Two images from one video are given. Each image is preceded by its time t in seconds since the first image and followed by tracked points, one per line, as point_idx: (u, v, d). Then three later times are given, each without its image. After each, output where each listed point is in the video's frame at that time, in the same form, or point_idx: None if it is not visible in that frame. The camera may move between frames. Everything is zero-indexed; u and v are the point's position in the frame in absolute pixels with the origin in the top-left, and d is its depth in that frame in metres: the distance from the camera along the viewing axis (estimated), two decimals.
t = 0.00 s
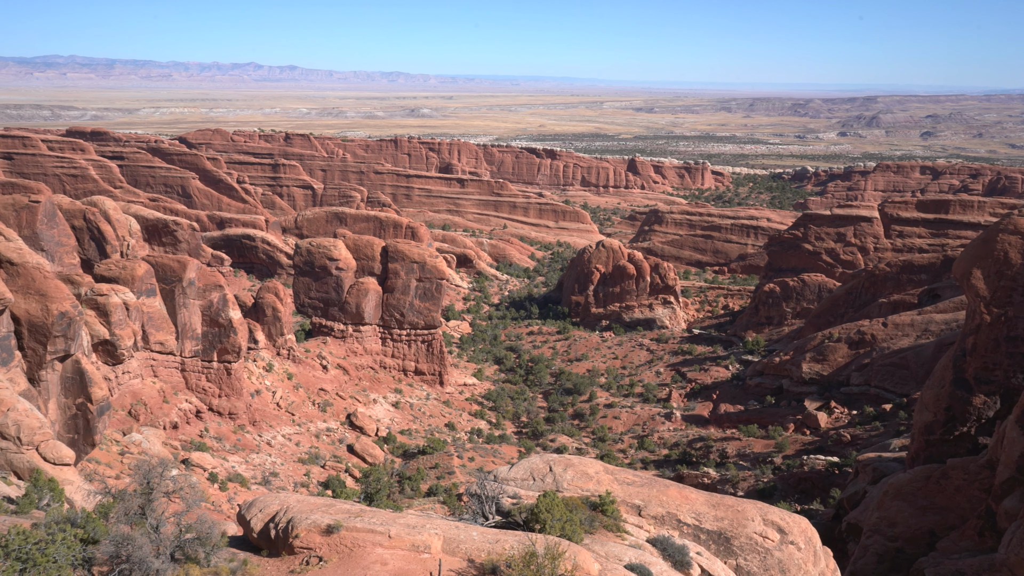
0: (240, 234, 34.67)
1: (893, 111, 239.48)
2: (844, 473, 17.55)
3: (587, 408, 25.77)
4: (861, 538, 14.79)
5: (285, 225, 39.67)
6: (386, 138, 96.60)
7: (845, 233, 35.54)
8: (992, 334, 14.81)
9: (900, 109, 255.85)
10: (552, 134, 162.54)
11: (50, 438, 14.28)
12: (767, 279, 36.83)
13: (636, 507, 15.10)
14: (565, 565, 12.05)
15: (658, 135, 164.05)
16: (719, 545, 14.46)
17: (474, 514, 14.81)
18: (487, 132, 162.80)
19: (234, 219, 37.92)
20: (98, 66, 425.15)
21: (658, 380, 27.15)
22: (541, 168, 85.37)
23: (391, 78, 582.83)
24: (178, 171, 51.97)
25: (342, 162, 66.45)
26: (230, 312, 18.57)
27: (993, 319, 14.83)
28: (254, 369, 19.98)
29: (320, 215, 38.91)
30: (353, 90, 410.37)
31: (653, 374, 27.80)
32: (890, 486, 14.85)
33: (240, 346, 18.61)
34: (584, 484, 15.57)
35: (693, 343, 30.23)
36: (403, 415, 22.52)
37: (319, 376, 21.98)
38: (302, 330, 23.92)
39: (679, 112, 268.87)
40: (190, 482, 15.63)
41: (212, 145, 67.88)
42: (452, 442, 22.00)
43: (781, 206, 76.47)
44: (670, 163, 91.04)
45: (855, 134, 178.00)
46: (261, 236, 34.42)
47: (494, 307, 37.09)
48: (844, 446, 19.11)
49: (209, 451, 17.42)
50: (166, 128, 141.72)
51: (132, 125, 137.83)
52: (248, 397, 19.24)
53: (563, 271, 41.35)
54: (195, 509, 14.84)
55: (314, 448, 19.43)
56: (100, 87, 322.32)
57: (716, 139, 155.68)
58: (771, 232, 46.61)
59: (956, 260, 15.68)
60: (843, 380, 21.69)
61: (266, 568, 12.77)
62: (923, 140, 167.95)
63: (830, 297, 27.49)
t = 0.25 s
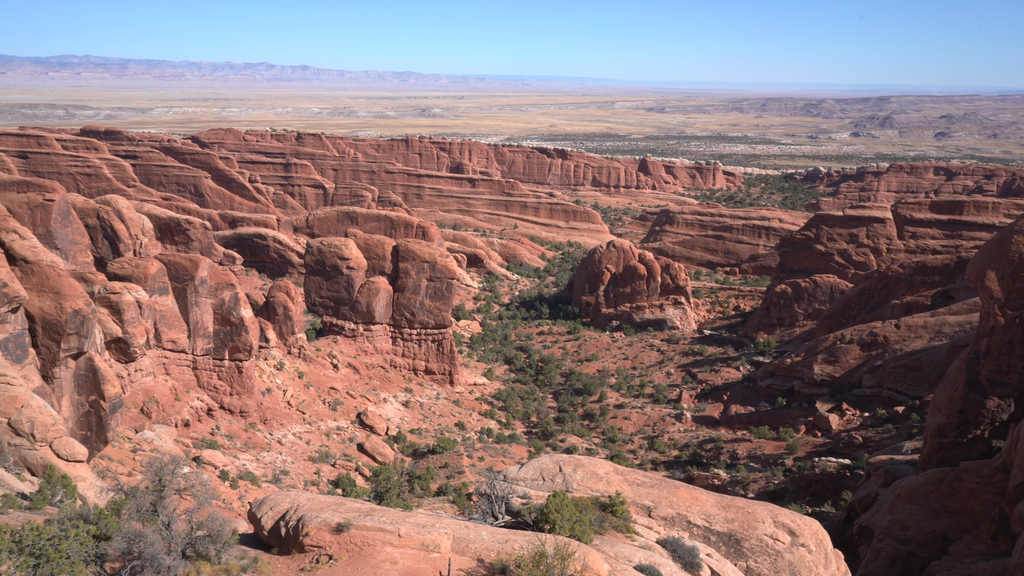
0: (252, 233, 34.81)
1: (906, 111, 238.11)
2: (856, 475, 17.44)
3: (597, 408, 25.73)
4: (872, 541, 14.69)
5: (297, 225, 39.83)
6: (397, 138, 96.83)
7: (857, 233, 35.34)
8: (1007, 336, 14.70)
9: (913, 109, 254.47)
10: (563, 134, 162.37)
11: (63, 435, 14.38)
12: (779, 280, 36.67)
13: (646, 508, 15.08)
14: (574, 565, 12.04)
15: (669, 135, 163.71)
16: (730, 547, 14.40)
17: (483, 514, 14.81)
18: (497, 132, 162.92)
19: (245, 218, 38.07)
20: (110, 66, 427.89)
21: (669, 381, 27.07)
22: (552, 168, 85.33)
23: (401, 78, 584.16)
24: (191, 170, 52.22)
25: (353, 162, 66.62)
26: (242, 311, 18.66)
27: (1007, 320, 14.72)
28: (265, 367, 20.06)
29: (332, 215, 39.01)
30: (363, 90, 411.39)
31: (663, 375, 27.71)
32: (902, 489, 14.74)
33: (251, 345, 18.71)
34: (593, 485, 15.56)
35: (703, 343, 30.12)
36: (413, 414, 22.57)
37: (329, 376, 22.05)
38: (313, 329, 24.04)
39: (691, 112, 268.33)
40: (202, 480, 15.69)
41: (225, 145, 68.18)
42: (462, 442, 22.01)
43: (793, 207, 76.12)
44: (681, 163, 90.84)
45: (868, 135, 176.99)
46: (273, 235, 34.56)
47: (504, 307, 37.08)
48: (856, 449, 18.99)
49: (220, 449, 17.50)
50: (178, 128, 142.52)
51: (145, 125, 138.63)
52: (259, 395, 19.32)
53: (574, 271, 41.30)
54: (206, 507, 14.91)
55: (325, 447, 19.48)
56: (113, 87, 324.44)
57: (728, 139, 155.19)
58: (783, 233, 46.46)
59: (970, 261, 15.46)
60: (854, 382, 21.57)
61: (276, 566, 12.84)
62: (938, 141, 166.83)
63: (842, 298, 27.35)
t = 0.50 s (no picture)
0: (265, 232, 34.95)
1: (920, 112, 236.55)
2: (869, 478, 17.31)
3: (608, 409, 25.68)
4: (885, 544, 14.57)
5: (309, 225, 40.00)
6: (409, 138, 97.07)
7: (871, 235, 35.13)
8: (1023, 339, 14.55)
9: (928, 109, 252.47)
10: (575, 134, 162.13)
11: (77, 432, 14.46)
12: (792, 281, 36.51)
13: (657, 510, 15.04)
14: (585, 566, 12.03)
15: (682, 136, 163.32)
16: (741, 549, 14.34)
17: (494, 514, 14.83)
18: (509, 132, 162.98)
19: (258, 217, 38.22)
20: (124, 66, 430.91)
21: (680, 382, 26.98)
22: (564, 168, 85.29)
23: (412, 78, 584.94)
24: (204, 170, 52.48)
25: (366, 162, 66.79)
26: (254, 310, 18.73)
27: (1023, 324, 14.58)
28: (277, 366, 20.15)
29: (344, 214, 39.12)
30: (374, 90, 412.30)
31: (675, 376, 27.62)
32: (915, 492, 14.62)
33: (264, 344, 18.77)
34: (604, 486, 15.54)
35: (715, 344, 30.00)
36: (424, 414, 22.60)
37: (341, 375, 22.13)
38: (325, 329, 24.17)
39: (703, 112, 267.53)
40: (214, 478, 15.77)
41: (238, 144, 68.50)
42: (472, 442, 22.02)
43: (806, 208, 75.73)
44: (693, 163, 90.55)
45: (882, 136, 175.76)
46: (285, 235, 34.68)
47: (515, 307, 37.07)
48: (869, 452, 18.86)
49: (232, 447, 17.59)
50: (192, 128, 143.38)
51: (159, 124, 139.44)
52: (271, 394, 19.39)
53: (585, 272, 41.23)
54: (218, 504, 14.98)
55: (336, 446, 19.54)
56: (126, 87, 326.72)
57: (741, 140, 154.57)
58: (796, 234, 46.25)
59: (985, 264, 15.37)
60: (868, 385, 21.42)
61: (287, 565, 12.90)
62: (953, 142, 165.48)
63: (856, 300, 27.17)
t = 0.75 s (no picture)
0: (278, 232, 35.10)
1: (936, 113, 234.76)
2: (883, 482, 17.18)
3: (620, 411, 25.63)
4: (899, 549, 14.43)
5: (323, 225, 40.19)
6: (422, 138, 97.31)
7: (886, 237, 34.92)
8: None
9: (947, 110, 251.28)
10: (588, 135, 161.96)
11: (92, 430, 14.61)
12: (806, 283, 36.32)
13: (669, 512, 14.99)
14: (596, 567, 12.01)
15: (695, 137, 162.87)
16: (753, 553, 14.24)
17: (505, 515, 14.86)
18: (521, 133, 163.09)
19: (272, 216, 38.40)
20: (138, 67, 434.22)
21: (693, 384, 26.88)
22: (577, 169, 85.28)
23: (423, 79, 585.99)
24: (219, 170, 52.79)
25: (379, 162, 67.02)
26: (268, 309, 18.80)
27: None
28: (290, 366, 20.23)
29: (357, 215, 39.25)
30: (386, 91, 413.44)
31: (687, 378, 27.52)
32: (930, 496, 14.48)
33: (277, 343, 18.84)
34: (616, 487, 15.52)
35: (728, 346, 29.89)
36: (436, 414, 22.63)
37: (353, 374, 22.20)
38: (339, 328, 24.36)
39: (718, 113, 266.35)
40: (226, 476, 15.86)
41: (252, 145, 68.89)
42: (484, 442, 22.04)
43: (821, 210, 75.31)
44: (706, 164, 90.25)
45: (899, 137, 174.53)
46: (299, 235, 34.82)
47: (528, 308, 37.08)
48: (883, 455, 18.71)
49: (245, 446, 17.69)
50: (207, 128, 144.41)
51: (174, 124, 140.54)
52: (284, 393, 19.47)
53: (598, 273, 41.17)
54: (231, 503, 15.05)
55: (348, 445, 19.60)
56: (141, 88, 329.25)
57: (755, 141, 153.88)
58: (810, 236, 46.05)
59: (1004, 265, 15.27)
60: (882, 388, 21.25)
61: (299, 563, 12.96)
62: (970, 143, 164.13)
63: (870, 303, 27.02)
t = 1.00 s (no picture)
0: (293, 232, 35.24)
1: (953, 114, 232.52)
2: (899, 487, 17.04)
3: (633, 412, 25.56)
4: (915, 554, 14.31)
5: (337, 225, 40.32)
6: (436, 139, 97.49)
7: (902, 239, 34.67)
8: None
9: (964, 111, 248.95)
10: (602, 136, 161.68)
11: (107, 428, 14.78)
12: (821, 286, 36.09)
13: (681, 514, 14.93)
14: (608, 569, 11.99)
15: (709, 138, 162.19)
16: (767, 556, 14.16)
17: (517, 516, 14.88)
18: (534, 133, 163.08)
19: (287, 216, 38.54)
20: (153, 67, 437.42)
21: (706, 386, 26.77)
22: (590, 170, 85.18)
23: (435, 79, 586.93)
24: (234, 170, 53.06)
25: (393, 163, 67.18)
26: (282, 309, 18.87)
27: None
28: (304, 365, 20.31)
29: (371, 215, 39.34)
30: (398, 91, 414.34)
31: (700, 380, 27.41)
32: (946, 502, 14.34)
33: (291, 343, 18.92)
34: (629, 490, 15.48)
35: (742, 349, 29.75)
36: (449, 415, 22.65)
37: (366, 374, 22.27)
38: (352, 328, 24.50)
39: (732, 114, 265.11)
40: (240, 475, 15.93)
41: (267, 145, 69.22)
42: (496, 443, 22.06)
43: (836, 211, 74.75)
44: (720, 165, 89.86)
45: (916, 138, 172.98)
46: (313, 235, 34.93)
47: (541, 309, 37.06)
48: (898, 459, 18.57)
49: (259, 445, 17.79)
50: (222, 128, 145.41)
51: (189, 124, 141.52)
52: (298, 392, 19.55)
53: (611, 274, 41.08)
54: (245, 501, 15.13)
55: (361, 445, 19.66)
56: (156, 88, 331.74)
57: (770, 142, 153.11)
58: (825, 238, 45.77)
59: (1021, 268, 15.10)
60: (898, 391, 21.07)
61: (311, 562, 13.01)
62: (988, 145, 162.46)
63: (886, 306, 26.80)
